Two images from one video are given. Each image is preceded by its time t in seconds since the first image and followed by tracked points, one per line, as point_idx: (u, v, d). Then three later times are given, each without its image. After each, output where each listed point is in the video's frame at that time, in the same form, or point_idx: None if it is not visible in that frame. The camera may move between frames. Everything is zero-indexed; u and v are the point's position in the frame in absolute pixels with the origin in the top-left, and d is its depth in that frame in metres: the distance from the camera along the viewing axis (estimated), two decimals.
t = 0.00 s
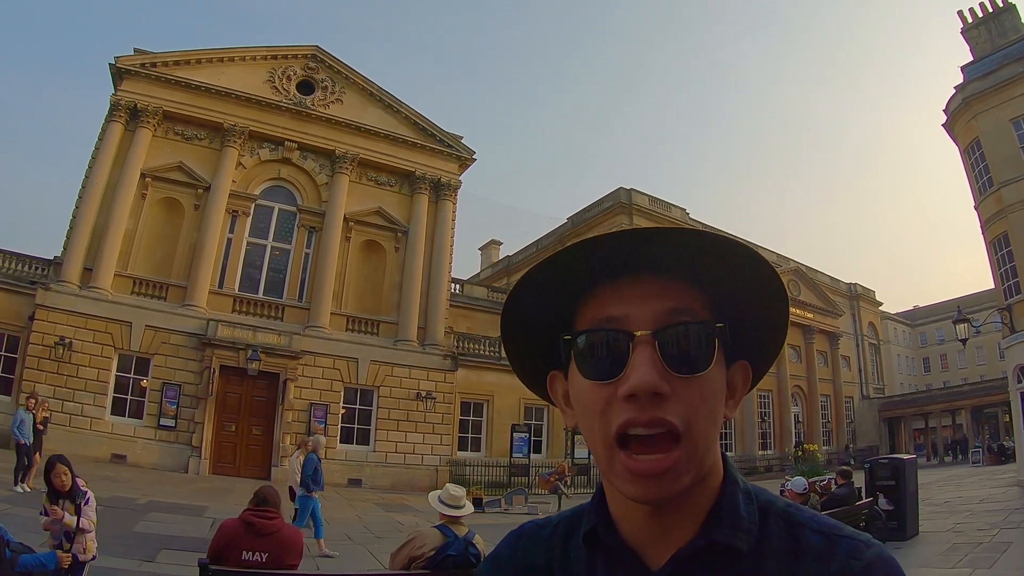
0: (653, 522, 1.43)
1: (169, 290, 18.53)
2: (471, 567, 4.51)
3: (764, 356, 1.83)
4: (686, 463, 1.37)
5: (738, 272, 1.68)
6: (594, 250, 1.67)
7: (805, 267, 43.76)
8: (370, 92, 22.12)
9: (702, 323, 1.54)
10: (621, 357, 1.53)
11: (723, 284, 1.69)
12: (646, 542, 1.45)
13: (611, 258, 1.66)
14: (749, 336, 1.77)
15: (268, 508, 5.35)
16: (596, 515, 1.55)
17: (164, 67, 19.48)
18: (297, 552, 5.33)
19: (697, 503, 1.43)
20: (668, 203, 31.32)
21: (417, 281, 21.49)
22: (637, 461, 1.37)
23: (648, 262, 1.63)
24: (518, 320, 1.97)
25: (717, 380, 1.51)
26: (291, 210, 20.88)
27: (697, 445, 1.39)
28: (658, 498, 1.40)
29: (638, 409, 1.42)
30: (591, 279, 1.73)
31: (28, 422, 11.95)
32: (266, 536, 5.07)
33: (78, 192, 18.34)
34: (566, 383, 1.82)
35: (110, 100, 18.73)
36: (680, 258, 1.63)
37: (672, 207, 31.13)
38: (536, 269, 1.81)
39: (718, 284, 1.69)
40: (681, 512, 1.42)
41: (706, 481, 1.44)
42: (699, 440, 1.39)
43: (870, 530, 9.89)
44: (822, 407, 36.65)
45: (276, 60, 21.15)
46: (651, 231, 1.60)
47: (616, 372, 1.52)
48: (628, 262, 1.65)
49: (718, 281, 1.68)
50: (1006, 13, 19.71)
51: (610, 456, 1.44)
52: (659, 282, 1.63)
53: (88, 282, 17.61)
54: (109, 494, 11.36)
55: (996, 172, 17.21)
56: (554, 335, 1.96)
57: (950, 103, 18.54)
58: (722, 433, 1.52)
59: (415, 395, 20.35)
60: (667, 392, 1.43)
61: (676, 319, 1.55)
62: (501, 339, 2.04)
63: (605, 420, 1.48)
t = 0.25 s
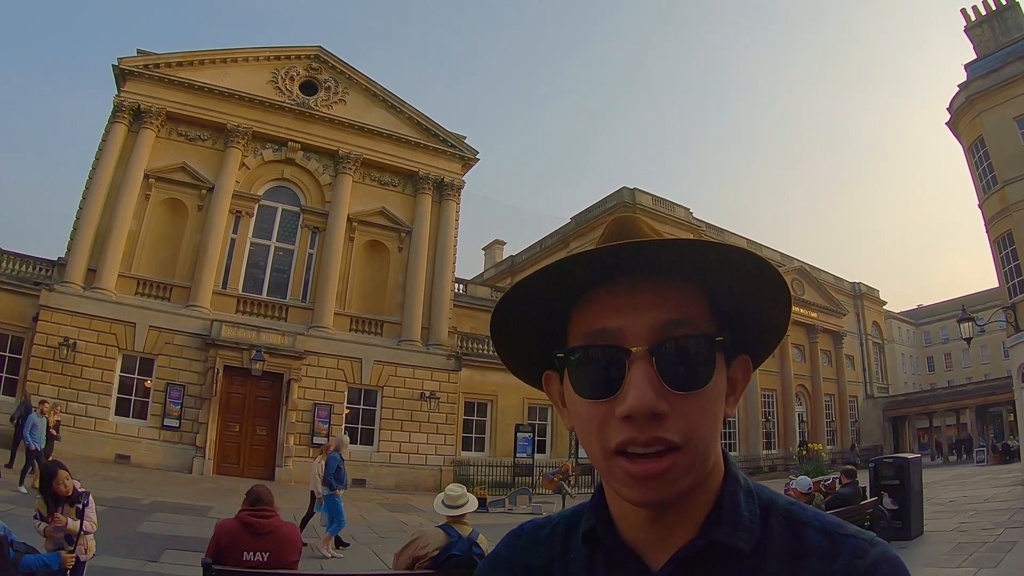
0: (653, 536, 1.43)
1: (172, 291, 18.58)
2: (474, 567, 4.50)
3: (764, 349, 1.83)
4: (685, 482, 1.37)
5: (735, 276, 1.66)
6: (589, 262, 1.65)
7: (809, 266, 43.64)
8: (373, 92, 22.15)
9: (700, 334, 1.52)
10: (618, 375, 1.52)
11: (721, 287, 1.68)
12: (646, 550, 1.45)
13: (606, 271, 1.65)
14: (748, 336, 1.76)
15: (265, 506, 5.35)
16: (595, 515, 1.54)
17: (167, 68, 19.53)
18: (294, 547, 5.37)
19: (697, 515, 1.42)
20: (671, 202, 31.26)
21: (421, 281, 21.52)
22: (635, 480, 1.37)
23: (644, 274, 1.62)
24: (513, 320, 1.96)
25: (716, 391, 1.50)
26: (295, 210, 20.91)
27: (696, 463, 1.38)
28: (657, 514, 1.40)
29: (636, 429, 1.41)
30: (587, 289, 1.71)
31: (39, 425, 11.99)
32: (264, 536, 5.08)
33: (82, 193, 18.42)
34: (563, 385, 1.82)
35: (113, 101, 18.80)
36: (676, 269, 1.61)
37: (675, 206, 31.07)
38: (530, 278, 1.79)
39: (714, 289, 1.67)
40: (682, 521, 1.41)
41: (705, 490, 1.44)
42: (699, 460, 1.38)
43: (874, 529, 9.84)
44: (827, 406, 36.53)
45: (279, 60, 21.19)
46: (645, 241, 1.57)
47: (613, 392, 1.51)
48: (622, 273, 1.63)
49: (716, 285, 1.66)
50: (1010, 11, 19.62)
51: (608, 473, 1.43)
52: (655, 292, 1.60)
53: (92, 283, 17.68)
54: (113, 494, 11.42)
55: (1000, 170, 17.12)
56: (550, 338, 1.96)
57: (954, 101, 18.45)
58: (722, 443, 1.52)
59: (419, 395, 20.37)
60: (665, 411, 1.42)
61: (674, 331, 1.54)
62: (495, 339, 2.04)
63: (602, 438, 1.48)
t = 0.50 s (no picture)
0: (651, 526, 1.42)
1: (177, 291, 18.64)
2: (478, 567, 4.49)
3: (767, 345, 1.82)
4: (684, 469, 1.35)
5: (735, 263, 1.66)
6: (586, 246, 1.65)
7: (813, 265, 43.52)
8: (376, 92, 22.17)
9: (699, 321, 1.51)
10: (616, 363, 1.51)
11: (721, 274, 1.67)
12: (646, 544, 1.44)
13: (605, 256, 1.64)
14: (749, 328, 1.75)
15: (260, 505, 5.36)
16: (596, 515, 1.53)
17: (171, 69, 19.59)
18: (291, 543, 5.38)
19: (697, 509, 1.41)
20: (674, 202, 31.21)
21: (425, 281, 21.53)
22: (633, 467, 1.35)
23: (642, 259, 1.61)
24: (513, 310, 1.96)
25: (716, 381, 1.49)
26: (299, 211, 20.95)
27: (694, 450, 1.36)
28: (657, 503, 1.38)
29: (634, 417, 1.38)
30: (586, 275, 1.70)
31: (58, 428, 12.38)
32: (261, 536, 5.09)
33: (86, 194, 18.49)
34: (562, 378, 1.81)
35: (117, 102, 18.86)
36: (675, 255, 1.60)
37: (679, 205, 31.02)
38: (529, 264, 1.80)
39: (714, 280, 1.66)
40: (681, 512, 1.40)
41: (705, 483, 1.43)
42: (698, 447, 1.36)
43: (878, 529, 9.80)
44: (831, 405, 36.41)
45: (282, 61, 21.24)
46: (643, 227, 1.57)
47: (611, 378, 1.50)
48: (621, 258, 1.63)
49: (715, 274, 1.66)
50: (1014, 8, 19.52)
51: (606, 462, 1.42)
52: (653, 280, 1.59)
53: (96, 284, 17.75)
54: (118, 494, 11.47)
55: (1004, 169, 17.02)
56: (549, 328, 1.95)
57: (957, 100, 18.37)
58: (723, 433, 1.50)
59: (423, 395, 20.38)
60: (663, 399, 1.40)
61: (673, 319, 1.53)
62: (496, 333, 2.04)
63: (599, 426, 1.47)
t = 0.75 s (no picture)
0: (655, 525, 1.41)
1: (180, 292, 18.69)
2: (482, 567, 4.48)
3: (773, 340, 1.81)
4: (684, 469, 1.34)
5: (738, 257, 1.64)
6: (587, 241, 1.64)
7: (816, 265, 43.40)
8: (379, 93, 22.21)
9: (703, 317, 1.50)
10: (618, 360, 1.51)
11: (725, 269, 1.66)
12: (651, 544, 1.43)
13: (605, 251, 1.64)
14: (755, 324, 1.74)
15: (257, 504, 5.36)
16: (599, 515, 1.52)
17: (174, 70, 19.64)
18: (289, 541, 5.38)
19: (701, 511, 1.40)
20: (678, 201, 31.16)
21: (428, 281, 21.55)
22: (632, 469, 1.34)
23: (644, 254, 1.60)
24: (516, 306, 1.95)
25: (719, 377, 1.47)
26: (302, 211, 20.98)
27: (696, 449, 1.35)
28: (659, 503, 1.37)
29: (635, 415, 1.37)
30: (588, 269, 1.70)
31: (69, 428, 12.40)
32: (261, 535, 5.11)
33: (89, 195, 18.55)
34: (565, 375, 1.81)
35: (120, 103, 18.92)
36: (675, 250, 1.59)
37: (682, 205, 30.97)
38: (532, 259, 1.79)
39: (717, 275, 1.65)
40: (686, 510, 1.39)
41: (710, 482, 1.42)
42: (699, 447, 1.35)
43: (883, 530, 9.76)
44: (835, 405, 36.31)
45: (285, 62, 21.27)
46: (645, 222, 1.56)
47: (611, 376, 1.50)
48: (622, 251, 1.62)
49: (719, 269, 1.64)
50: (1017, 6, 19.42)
51: (608, 460, 1.41)
52: (653, 275, 1.58)
53: (100, 284, 17.81)
54: (122, 494, 11.51)
55: (1009, 167, 16.93)
56: (553, 321, 1.95)
57: (961, 98, 18.28)
58: (727, 431, 1.49)
59: (427, 395, 20.40)
60: (665, 396, 1.39)
61: (674, 314, 1.52)
62: (499, 328, 2.04)
63: (601, 425, 1.46)
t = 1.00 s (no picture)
0: (660, 523, 1.40)
1: (184, 292, 18.73)
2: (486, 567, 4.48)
3: (780, 337, 1.80)
4: (688, 465, 1.33)
5: (743, 250, 1.63)
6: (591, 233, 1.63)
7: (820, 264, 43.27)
8: (382, 93, 22.24)
9: (708, 310, 1.49)
10: (622, 355, 1.50)
11: (731, 263, 1.65)
12: (656, 542, 1.42)
13: (609, 244, 1.63)
14: (761, 320, 1.73)
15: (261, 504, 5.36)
16: (604, 513, 1.52)
17: (177, 71, 19.69)
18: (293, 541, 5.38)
19: (706, 508, 1.39)
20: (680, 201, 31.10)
21: (432, 281, 21.56)
22: (636, 465, 1.33)
23: (648, 247, 1.59)
24: (519, 300, 1.95)
25: (724, 372, 1.47)
26: (305, 211, 21.01)
27: (701, 445, 1.34)
28: (663, 500, 1.36)
29: (638, 410, 1.36)
30: (591, 263, 1.69)
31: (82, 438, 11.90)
32: (264, 536, 5.12)
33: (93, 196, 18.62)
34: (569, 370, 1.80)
35: (123, 104, 18.99)
36: (679, 242, 1.58)
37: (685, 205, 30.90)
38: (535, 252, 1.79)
39: (722, 269, 1.64)
40: (691, 508, 1.38)
41: (716, 479, 1.41)
42: (704, 444, 1.34)
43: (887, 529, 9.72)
44: (839, 405, 36.20)
45: (288, 62, 21.32)
46: (648, 215, 1.56)
47: (614, 370, 1.49)
48: (626, 244, 1.61)
49: (724, 263, 1.63)
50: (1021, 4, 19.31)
51: (611, 456, 1.40)
52: (657, 268, 1.57)
53: (104, 285, 17.87)
54: (126, 494, 11.55)
55: (1013, 166, 16.83)
56: (556, 315, 1.94)
57: (964, 97, 18.17)
58: (733, 428, 1.48)
59: (431, 395, 20.40)
60: (668, 392, 1.38)
61: (679, 307, 1.51)
62: (502, 324, 2.03)
63: (604, 420, 1.45)
